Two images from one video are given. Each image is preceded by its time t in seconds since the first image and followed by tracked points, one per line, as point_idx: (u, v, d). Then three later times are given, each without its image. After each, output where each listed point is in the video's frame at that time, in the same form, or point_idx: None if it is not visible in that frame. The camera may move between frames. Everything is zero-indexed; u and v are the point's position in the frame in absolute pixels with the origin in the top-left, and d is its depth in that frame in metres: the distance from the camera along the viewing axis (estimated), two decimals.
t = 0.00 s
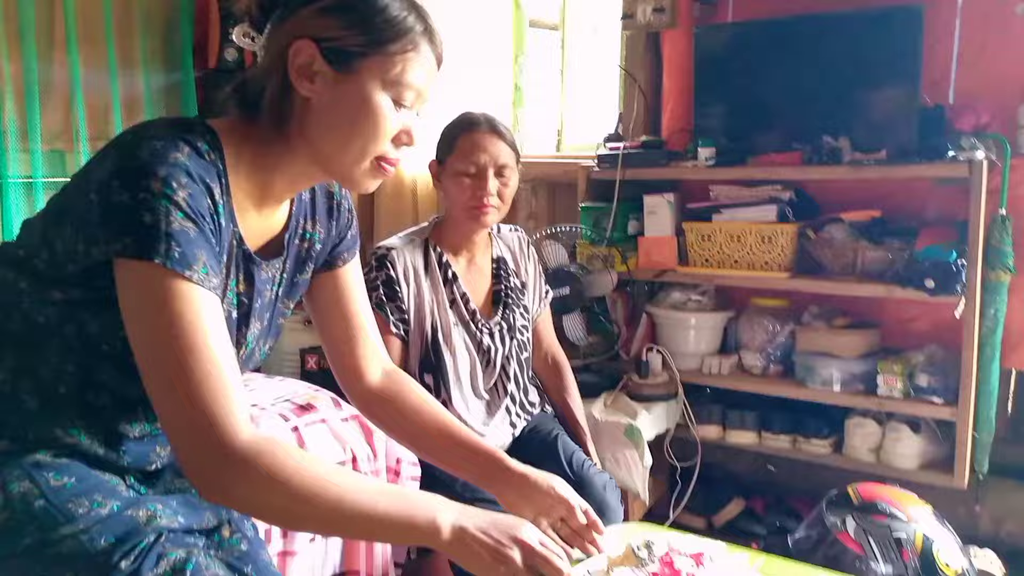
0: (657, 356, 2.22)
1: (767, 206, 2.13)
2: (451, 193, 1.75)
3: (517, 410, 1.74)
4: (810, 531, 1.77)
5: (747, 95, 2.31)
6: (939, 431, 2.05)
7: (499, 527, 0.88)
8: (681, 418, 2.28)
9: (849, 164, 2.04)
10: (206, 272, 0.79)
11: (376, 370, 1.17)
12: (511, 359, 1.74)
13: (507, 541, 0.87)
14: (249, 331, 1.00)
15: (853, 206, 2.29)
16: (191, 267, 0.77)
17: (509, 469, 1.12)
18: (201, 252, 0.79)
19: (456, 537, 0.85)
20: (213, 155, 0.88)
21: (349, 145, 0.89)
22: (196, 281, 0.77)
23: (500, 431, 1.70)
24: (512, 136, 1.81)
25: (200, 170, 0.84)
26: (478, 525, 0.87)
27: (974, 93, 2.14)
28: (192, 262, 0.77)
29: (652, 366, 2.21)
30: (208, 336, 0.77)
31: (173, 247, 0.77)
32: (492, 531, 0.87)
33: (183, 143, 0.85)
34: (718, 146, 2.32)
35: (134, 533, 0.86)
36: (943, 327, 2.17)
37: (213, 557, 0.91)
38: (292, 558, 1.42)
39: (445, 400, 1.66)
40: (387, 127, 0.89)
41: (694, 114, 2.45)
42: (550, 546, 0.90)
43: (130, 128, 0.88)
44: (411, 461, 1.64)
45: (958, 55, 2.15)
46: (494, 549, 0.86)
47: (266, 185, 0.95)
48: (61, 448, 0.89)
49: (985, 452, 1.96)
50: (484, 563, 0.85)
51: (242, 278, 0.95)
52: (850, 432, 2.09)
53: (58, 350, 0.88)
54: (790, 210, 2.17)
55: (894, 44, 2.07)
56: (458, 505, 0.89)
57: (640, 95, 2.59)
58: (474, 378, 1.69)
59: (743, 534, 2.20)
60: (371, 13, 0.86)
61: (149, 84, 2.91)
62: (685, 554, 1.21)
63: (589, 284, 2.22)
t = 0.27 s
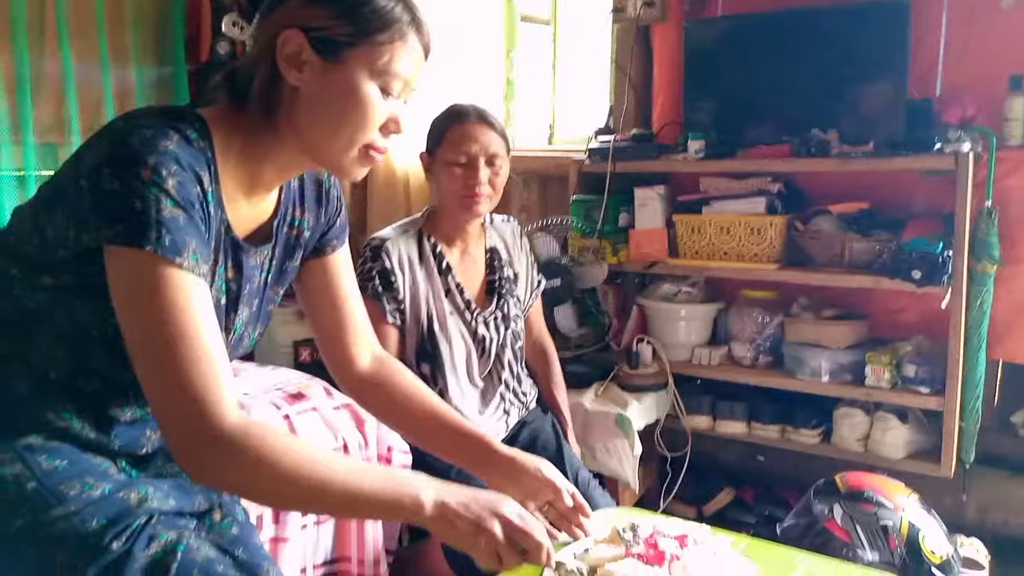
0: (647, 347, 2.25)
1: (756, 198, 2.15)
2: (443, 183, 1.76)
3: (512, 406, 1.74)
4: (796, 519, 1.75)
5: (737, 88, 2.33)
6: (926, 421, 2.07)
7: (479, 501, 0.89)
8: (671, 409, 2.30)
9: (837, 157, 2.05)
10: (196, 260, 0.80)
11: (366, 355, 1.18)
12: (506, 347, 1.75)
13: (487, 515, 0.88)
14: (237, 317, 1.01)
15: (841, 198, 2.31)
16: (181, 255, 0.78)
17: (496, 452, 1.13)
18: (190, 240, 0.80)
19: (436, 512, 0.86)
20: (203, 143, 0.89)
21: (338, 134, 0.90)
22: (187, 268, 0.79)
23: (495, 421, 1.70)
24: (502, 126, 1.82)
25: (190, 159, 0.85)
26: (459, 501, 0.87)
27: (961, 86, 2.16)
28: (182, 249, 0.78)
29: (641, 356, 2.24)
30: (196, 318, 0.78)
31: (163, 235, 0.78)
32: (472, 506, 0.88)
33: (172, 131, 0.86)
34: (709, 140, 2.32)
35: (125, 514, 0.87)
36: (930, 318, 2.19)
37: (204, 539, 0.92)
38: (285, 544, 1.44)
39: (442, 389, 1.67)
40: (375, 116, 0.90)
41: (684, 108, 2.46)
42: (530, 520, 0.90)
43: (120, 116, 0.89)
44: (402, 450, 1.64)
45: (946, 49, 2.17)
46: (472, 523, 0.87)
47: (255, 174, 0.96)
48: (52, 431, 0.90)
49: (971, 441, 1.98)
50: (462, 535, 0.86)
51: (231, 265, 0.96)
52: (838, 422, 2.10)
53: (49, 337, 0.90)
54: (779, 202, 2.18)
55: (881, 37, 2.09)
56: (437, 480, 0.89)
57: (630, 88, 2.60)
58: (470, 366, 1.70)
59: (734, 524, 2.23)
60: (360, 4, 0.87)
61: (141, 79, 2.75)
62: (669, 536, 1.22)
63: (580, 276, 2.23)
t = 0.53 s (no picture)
0: (638, 347, 2.26)
1: (746, 197, 2.14)
2: (439, 182, 1.75)
3: (507, 409, 1.73)
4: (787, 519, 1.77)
5: (727, 87, 2.33)
6: (916, 421, 2.07)
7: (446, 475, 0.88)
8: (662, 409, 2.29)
9: (827, 156, 2.05)
10: (165, 255, 0.78)
11: (353, 355, 1.17)
12: (500, 348, 1.74)
13: (457, 485, 0.87)
14: (220, 315, 0.99)
15: (831, 197, 2.31)
16: (150, 249, 0.77)
17: (485, 450, 1.12)
18: (161, 233, 0.78)
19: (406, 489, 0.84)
20: (183, 137, 0.88)
21: (320, 128, 0.89)
22: (155, 265, 0.77)
23: (490, 426, 1.68)
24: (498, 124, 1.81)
25: (168, 152, 0.84)
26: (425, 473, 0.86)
27: (950, 85, 2.16)
28: (152, 244, 0.77)
29: (632, 357, 2.25)
30: (156, 309, 0.76)
31: (133, 228, 0.76)
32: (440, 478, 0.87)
33: (152, 124, 0.84)
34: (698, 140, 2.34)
35: (111, 518, 0.86)
36: (921, 317, 2.20)
37: (190, 543, 0.91)
38: (273, 549, 1.42)
39: (437, 391, 1.65)
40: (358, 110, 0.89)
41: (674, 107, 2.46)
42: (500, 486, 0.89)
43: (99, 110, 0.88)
44: (391, 450, 1.66)
45: (934, 47, 2.17)
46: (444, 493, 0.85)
47: (238, 170, 0.95)
48: (35, 434, 0.88)
49: (962, 440, 1.98)
50: (432, 508, 0.85)
51: (212, 261, 0.95)
52: (829, 421, 2.10)
53: (28, 336, 0.87)
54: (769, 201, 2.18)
55: (871, 35, 2.09)
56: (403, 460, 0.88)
57: (621, 88, 2.60)
58: (465, 368, 1.69)
59: (726, 524, 2.23)
60: None
61: (129, 78, 2.90)
62: (658, 537, 1.22)
63: (569, 277, 2.21)
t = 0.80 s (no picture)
0: (634, 353, 2.23)
1: (739, 202, 2.14)
2: (435, 189, 1.74)
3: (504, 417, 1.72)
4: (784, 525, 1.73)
5: (720, 92, 2.33)
6: (913, 424, 2.07)
7: (454, 492, 0.85)
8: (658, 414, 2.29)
9: (820, 159, 2.05)
10: (160, 267, 0.77)
11: (346, 366, 1.16)
12: (497, 355, 1.73)
13: (463, 505, 0.84)
14: (213, 326, 0.98)
15: (825, 201, 2.31)
16: (144, 261, 0.76)
17: (480, 462, 1.12)
18: (154, 245, 0.78)
19: (411, 508, 0.82)
20: (174, 148, 0.87)
21: (313, 137, 0.88)
22: (151, 277, 0.76)
23: (487, 434, 1.67)
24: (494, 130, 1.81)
25: (159, 163, 0.83)
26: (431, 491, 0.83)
27: (942, 88, 2.16)
28: (146, 256, 0.76)
29: (628, 363, 2.23)
30: (156, 323, 0.75)
31: (126, 240, 0.75)
32: (446, 497, 0.84)
33: (143, 136, 0.84)
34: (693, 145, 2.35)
35: (102, 534, 0.85)
36: (916, 320, 2.20)
37: (182, 558, 0.90)
38: (267, 561, 1.41)
39: (434, 400, 1.64)
40: (351, 118, 0.88)
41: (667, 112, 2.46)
42: (508, 504, 0.86)
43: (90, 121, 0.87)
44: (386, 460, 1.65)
45: (925, 50, 2.17)
46: (449, 513, 0.83)
47: (230, 180, 0.94)
48: (25, 450, 0.87)
49: (958, 443, 1.98)
50: (438, 527, 0.82)
51: (204, 273, 0.94)
52: (826, 425, 2.09)
53: (20, 350, 0.86)
54: (762, 206, 2.18)
55: (862, 38, 2.09)
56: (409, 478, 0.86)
57: (613, 94, 2.60)
58: (462, 376, 1.68)
59: (723, 530, 2.23)
60: (333, 4, 0.85)
61: (121, 86, 2.89)
62: (656, 545, 1.21)
63: (564, 283, 2.21)
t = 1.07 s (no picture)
0: (636, 353, 2.23)
1: (741, 202, 2.14)
2: (439, 189, 1.74)
3: (506, 416, 1.72)
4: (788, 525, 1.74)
5: (721, 92, 2.33)
6: (915, 425, 2.07)
7: (473, 514, 0.85)
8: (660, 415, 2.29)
9: (822, 160, 2.05)
10: (175, 275, 0.77)
11: (350, 367, 1.16)
12: (501, 355, 1.73)
13: (481, 527, 0.84)
14: (219, 329, 0.99)
15: (827, 201, 2.31)
16: (159, 270, 0.76)
17: (483, 462, 1.12)
18: (168, 254, 0.77)
19: (432, 530, 0.82)
20: (182, 155, 0.87)
21: (319, 143, 0.88)
22: (166, 285, 0.76)
23: (489, 434, 1.67)
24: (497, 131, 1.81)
25: (168, 172, 0.83)
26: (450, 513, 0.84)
27: (944, 88, 2.16)
28: (161, 265, 0.76)
29: (630, 363, 2.22)
30: (175, 331, 0.75)
31: (140, 250, 0.75)
32: (467, 519, 0.84)
33: (150, 143, 0.84)
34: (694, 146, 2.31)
35: (108, 531, 0.85)
36: (918, 320, 2.20)
37: (188, 556, 0.90)
38: (271, 559, 1.41)
39: (438, 398, 1.64)
40: (357, 123, 0.88)
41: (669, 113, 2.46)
42: (528, 526, 0.87)
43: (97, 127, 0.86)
44: (389, 459, 1.62)
45: (928, 51, 2.17)
46: (469, 537, 0.83)
47: (236, 184, 0.94)
48: (31, 449, 0.87)
49: (961, 444, 1.98)
50: (460, 550, 0.83)
51: (212, 277, 0.94)
52: (828, 426, 2.10)
53: (28, 350, 0.86)
54: (764, 206, 2.19)
55: (865, 39, 2.09)
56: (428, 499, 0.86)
57: (615, 94, 2.60)
58: (466, 375, 1.68)
59: (725, 531, 2.23)
60: (339, 9, 0.85)
61: (123, 86, 2.89)
62: (660, 545, 1.21)
63: (566, 283, 2.21)
